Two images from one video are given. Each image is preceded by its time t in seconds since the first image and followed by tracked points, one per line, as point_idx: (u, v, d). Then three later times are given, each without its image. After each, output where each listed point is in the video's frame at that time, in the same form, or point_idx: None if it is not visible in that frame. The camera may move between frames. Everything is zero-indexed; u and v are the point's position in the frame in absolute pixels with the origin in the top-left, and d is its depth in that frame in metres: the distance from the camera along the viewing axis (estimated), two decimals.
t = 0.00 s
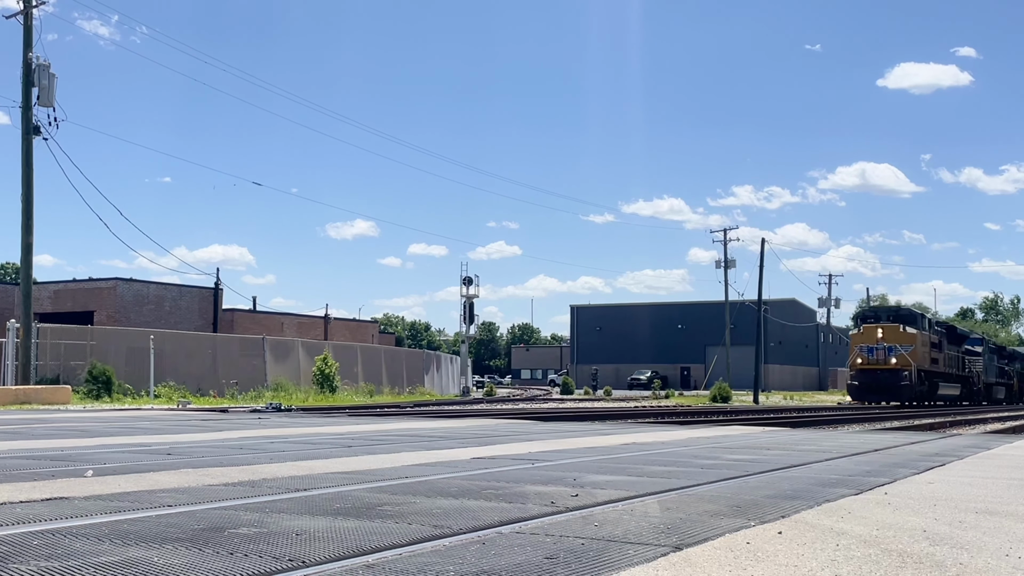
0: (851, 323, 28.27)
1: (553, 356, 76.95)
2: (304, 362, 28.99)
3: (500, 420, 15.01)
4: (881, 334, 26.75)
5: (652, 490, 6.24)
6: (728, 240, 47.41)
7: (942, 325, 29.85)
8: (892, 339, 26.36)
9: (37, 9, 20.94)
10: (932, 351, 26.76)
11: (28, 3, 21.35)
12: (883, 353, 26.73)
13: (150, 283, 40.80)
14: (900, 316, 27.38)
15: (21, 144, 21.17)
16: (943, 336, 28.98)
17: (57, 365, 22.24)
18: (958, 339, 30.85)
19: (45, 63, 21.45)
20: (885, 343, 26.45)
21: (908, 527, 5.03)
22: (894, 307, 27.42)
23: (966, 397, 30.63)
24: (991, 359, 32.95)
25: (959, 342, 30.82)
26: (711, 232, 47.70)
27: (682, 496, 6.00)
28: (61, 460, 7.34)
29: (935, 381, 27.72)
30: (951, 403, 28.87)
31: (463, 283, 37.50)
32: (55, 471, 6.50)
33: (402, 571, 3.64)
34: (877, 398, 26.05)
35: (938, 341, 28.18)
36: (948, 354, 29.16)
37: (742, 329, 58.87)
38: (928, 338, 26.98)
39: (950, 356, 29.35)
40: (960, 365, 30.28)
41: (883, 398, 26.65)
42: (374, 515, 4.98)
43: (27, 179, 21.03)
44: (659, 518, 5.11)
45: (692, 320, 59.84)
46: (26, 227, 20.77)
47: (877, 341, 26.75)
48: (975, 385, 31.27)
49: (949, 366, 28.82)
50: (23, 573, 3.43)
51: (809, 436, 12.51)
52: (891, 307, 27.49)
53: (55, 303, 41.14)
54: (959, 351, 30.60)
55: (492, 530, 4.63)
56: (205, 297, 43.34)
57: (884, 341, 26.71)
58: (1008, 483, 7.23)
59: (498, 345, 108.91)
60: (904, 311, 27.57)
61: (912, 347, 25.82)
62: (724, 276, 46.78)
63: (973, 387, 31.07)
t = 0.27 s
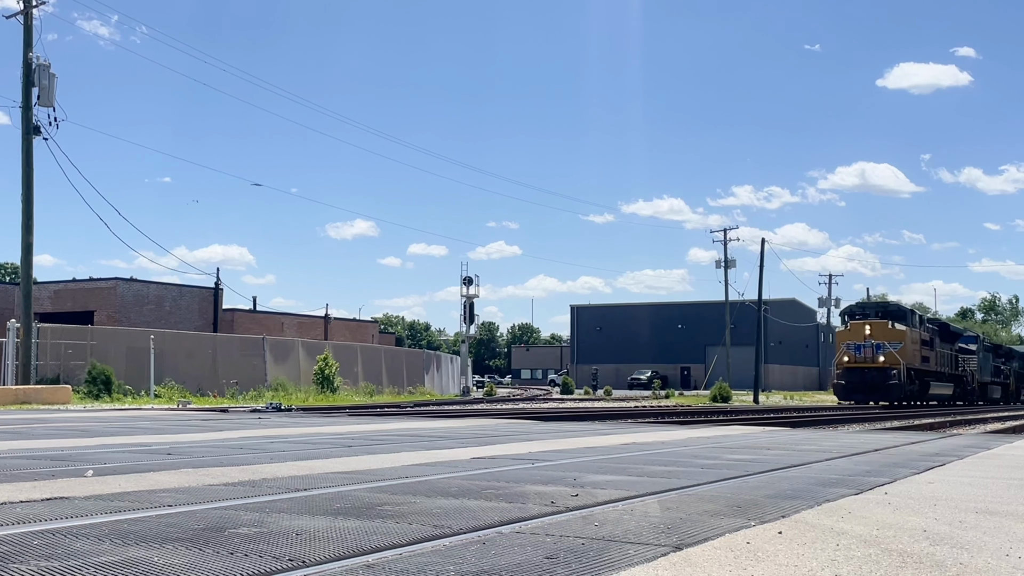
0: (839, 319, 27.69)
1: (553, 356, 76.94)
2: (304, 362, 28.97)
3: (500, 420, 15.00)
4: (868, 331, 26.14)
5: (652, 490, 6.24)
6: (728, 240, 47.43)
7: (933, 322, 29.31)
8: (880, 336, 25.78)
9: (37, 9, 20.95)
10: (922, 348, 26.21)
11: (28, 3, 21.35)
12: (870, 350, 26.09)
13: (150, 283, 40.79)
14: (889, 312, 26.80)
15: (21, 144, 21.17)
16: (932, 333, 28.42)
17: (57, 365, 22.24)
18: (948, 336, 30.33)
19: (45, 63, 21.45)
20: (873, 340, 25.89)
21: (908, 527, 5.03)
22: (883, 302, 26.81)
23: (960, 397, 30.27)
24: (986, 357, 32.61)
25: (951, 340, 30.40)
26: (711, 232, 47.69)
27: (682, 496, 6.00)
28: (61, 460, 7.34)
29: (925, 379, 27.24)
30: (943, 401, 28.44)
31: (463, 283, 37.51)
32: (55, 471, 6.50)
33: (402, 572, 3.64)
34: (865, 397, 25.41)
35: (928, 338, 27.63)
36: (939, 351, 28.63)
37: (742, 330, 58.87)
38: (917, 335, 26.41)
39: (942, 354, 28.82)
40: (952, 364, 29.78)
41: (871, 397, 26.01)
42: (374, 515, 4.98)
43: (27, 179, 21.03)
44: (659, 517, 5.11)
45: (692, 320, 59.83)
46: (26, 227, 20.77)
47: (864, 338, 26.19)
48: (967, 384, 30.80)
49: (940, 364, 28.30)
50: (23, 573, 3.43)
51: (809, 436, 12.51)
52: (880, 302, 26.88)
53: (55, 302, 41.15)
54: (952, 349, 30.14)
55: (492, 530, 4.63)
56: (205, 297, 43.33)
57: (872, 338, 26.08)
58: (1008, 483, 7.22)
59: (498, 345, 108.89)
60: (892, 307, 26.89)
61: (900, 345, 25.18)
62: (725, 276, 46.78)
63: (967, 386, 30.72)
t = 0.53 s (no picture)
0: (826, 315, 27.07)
1: (553, 356, 76.95)
2: (304, 362, 28.97)
3: (500, 420, 15.01)
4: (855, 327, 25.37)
5: (652, 490, 6.24)
6: (728, 240, 47.45)
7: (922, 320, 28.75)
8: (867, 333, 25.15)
9: (37, 9, 20.96)
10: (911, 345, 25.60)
11: (28, 3, 21.35)
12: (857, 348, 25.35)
13: (150, 283, 40.79)
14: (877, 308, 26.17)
15: (21, 144, 21.17)
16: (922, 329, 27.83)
17: (57, 365, 22.25)
18: (939, 333, 29.78)
19: (45, 63, 21.45)
20: (859, 337, 25.27)
21: (908, 527, 5.04)
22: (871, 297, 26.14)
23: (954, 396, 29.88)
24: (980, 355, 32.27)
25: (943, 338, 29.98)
26: (711, 232, 47.72)
27: (682, 496, 6.00)
28: (61, 460, 7.34)
29: (915, 378, 26.72)
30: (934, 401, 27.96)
31: (463, 283, 37.62)
32: (55, 471, 6.50)
33: (402, 571, 3.64)
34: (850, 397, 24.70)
35: (917, 335, 27.04)
36: (928, 349, 28.05)
37: (741, 330, 58.87)
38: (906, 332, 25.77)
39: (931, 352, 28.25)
40: (942, 362, 29.26)
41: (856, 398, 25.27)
42: (374, 515, 4.98)
43: (27, 178, 21.03)
44: (659, 517, 5.11)
45: (692, 320, 59.84)
46: (27, 227, 20.77)
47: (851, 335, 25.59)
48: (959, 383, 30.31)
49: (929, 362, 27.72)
50: (23, 573, 3.43)
51: (809, 436, 12.52)
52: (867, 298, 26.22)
53: (55, 302, 41.16)
54: (943, 347, 29.68)
55: (492, 530, 4.63)
56: (205, 297, 43.33)
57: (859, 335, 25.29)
58: (1008, 483, 7.23)
59: (498, 345, 108.92)
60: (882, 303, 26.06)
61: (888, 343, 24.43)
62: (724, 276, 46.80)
63: (960, 385, 30.33)
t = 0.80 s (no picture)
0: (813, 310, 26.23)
1: (553, 356, 76.96)
2: (304, 362, 28.98)
3: (500, 420, 15.02)
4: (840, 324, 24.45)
5: (652, 490, 6.24)
6: (728, 240, 47.42)
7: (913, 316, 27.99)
8: (853, 330, 24.31)
9: (37, 9, 20.97)
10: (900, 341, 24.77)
11: (28, 3, 21.36)
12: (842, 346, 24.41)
13: (150, 283, 40.80)
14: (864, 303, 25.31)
15: (21, 144, 21.18)
16: (912, 325, 27.01)
17: (57, 365, 22.25)
18: (929, 330, 29.05)
19: (45, 63, 21.45)
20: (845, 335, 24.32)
21: (908, 527, 5.04)
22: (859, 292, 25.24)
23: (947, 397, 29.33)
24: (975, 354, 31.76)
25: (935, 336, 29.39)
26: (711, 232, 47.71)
27: (682, 496, 6.00)
28: (61, 460, 7.34)
29: (904, 376, 26.02)
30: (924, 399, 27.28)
31: (462, 283, 37.69)
32: (55, 471, 6.50)
33: (402, 571, 3.64)
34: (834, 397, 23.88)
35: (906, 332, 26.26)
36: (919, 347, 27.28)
37: (742, 330, 58.86)
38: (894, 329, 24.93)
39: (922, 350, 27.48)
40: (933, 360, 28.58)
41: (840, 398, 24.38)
42: (374, 515, 4.98)
43: (27, 178, 21.04)
44: (659, 517, 5.11)
45: (692, 320, 59.84)
46: (27, 227, 20.77)
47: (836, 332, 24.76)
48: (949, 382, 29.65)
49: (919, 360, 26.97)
50: (23, 572, 3.43)
51: (810, 436, 12.52)
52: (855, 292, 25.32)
53: (55, 303, 41.18)
54: (934, 345, 29.03)
55: (492, 530, 4.63)
56: (205, 298, 43.33)
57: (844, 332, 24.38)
58: (1008, 483, 7.23)
59: (498, 345, 108.94)
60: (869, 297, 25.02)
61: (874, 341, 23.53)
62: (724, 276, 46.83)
63: (953, 385, 29.75)
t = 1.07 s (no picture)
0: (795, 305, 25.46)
1: (553, 356, 76.97)
2: (304, 362, 28.97)
3: (500, 420, 15.02)
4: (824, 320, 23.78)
5: (652, 490, 6.24)
6: (728, 240, 47.39)
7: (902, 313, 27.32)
8: (838, 326, 23.56)
9: (38, 9, 20.97)
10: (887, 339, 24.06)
11: (28, 3, 21.37)
12: (826, 343, 23.75)
13: (150, 283, 40.80)
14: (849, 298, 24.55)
15: (21, 144, 21.17)
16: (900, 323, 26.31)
17: (57, 365, 22.26)
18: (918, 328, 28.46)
19: (45, 63, 21.45)
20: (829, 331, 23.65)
21: (908, 527, 5.04)
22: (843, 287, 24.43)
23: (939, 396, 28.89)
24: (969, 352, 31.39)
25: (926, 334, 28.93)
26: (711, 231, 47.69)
27: (682, 496, 6.00)
28: (62, 460, 7.35)
29: (892, 375, 25.44)
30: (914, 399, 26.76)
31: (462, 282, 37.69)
32: (55, 471, 6.50)
33: (402, 571, 3.64)
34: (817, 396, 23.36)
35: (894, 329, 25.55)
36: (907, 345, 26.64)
37: (742, 330, 58.86)
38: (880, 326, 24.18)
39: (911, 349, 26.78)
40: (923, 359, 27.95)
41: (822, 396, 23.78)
42: (374, 515, 4.98)
43: (27, 178, 21.04)
44: (659, 517, 5.11)
45: (692, 320, 59.85)
46: (27, 226, 20.77)
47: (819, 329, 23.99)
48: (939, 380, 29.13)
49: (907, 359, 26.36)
50: (23, 573, 3.43)
51: (809, 436, 12.53)
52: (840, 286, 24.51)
53: (55, 303, 41.20)
54: (925, 343, 28.46)
55: (492, 530, 4.63)
56: (205, 298, 43.33)
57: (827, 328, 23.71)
58: (1008, 483, 7.23)
59: (498, 345, 108.95)
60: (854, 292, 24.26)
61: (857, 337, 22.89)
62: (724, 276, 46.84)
63: (945, 384, 29.28)
